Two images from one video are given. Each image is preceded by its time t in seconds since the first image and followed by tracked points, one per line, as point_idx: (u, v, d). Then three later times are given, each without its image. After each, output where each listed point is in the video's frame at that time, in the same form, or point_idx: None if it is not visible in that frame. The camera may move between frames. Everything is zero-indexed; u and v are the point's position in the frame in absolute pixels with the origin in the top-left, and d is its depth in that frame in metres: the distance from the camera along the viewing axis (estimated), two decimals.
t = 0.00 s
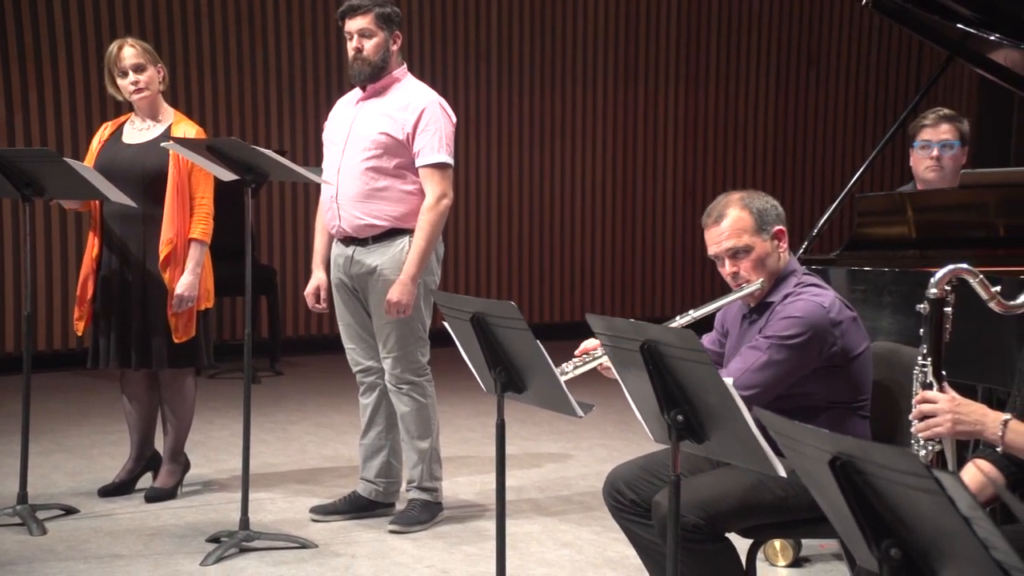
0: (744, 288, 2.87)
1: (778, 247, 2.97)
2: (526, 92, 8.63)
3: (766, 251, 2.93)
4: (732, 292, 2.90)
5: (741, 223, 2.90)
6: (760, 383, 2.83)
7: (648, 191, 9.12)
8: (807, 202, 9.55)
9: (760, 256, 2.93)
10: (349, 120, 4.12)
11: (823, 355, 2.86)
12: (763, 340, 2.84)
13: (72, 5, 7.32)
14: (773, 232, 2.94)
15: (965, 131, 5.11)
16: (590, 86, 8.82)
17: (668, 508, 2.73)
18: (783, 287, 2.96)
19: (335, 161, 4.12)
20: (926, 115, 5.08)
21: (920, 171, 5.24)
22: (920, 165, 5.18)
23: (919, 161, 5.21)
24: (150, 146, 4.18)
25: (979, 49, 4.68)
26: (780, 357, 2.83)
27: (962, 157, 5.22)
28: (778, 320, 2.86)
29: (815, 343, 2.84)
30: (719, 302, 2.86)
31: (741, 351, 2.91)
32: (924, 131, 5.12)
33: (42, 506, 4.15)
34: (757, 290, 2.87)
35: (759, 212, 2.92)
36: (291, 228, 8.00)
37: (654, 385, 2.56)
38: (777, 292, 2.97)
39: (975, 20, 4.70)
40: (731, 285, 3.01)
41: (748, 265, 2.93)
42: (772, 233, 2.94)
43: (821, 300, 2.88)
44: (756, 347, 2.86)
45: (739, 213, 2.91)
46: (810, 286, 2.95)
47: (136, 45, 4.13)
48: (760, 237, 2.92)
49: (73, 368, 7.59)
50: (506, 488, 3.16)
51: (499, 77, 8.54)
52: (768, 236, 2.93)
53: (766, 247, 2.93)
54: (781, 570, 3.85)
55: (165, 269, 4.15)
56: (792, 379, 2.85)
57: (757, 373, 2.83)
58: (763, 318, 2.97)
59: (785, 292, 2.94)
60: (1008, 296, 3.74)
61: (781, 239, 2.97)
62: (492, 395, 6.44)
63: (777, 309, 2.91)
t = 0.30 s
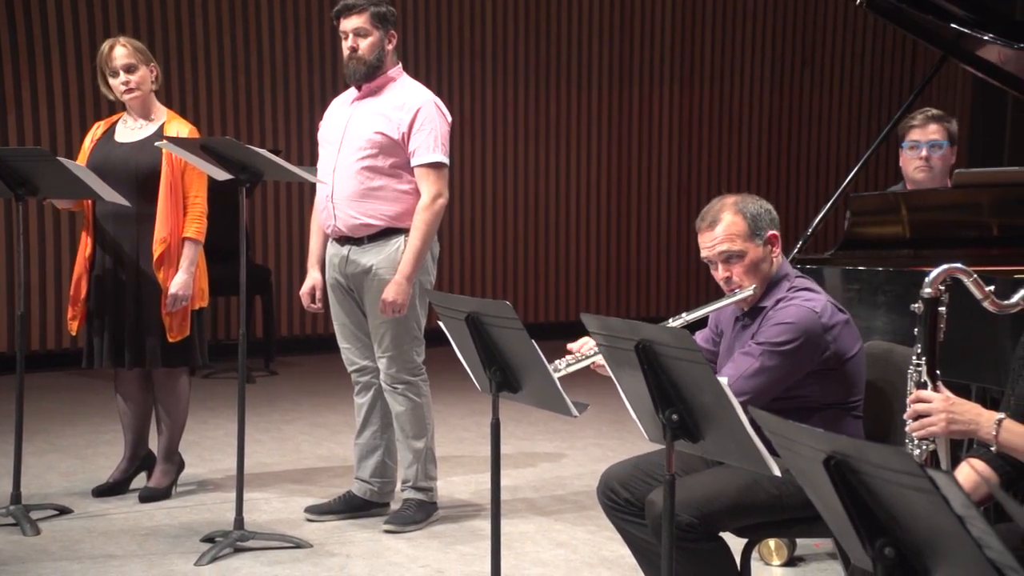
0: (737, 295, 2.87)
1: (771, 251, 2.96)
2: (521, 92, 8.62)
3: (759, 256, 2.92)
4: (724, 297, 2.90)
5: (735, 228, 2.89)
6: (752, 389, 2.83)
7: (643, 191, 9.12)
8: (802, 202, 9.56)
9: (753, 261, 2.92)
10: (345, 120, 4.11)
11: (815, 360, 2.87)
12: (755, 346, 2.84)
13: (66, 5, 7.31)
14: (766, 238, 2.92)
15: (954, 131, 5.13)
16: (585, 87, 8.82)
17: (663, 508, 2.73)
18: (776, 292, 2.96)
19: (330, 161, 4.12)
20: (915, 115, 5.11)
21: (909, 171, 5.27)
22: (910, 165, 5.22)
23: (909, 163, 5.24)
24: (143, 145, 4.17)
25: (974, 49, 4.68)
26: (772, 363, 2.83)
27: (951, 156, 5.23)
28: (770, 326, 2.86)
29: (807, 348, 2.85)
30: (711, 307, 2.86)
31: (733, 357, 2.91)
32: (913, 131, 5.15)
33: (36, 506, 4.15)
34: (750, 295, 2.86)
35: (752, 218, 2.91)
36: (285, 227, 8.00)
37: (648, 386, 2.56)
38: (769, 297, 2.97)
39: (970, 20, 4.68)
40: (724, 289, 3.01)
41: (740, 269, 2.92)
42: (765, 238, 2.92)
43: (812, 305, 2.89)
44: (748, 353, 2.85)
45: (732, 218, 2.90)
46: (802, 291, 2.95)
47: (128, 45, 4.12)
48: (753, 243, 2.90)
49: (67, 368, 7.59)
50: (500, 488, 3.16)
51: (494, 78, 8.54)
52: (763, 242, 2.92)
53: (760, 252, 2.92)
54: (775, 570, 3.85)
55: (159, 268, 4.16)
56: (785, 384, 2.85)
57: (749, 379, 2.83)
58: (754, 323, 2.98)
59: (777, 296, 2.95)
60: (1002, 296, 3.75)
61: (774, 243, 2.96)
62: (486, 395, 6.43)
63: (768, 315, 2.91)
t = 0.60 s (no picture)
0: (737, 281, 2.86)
1: (775, 243, 2.97)
2: (516, 92, 8.62)
3: (762, 245, 2.93)
4: (724, 283, 2.90)
5: (742, 216, 2.88)
6: (745, 376, 2.84)
7: (638, 190, 9.12)
8: (797, 202, 9.56)
9: (756, 250, 2.92)
10: (340, 119, 4.11)
11: (810, 353, 2.87)
12: (751, 334, 2.85)
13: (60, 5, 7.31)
14: (772, 228, 2.93)
15: (947, 131, 5.14)
16: (580, 86, 8.82)
17: (658, 507, 2.73)
18: (775, 283, 2.96)
19: (326, 160, 4.11)
20: (909, 114, 5.14)
21: (903, 172, 5.25)
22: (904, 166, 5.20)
23: (903, 162, 5.23)
24: (137, 144, 4.17)
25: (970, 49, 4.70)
26: (766, 352, 2.83)
27: (945, 156, 5.23)
28: (766, 315, 2.87)
29: (802, 340, 2.85)
30: (707, 294, 2.87)
31: (729, 344, 2.92)
32: (907, 131, 5.16)
33: (29, 506, 4.14)
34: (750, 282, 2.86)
35: (760, 206, 2.92)
36: (281, 227, 7.99)
37: (643, 383, 2.56)
38: (768, 287, 2.97)
39: (965, 19, 4.71)
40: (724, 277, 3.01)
41: (742, 257, 2.92)
42: (770, 229, 2.93)
43: (810, 297, 2.89)
44: (743, 340, 2.86)
45: (740, 205, 2.90)
46: (801, 284, 2.95)
47: (121, 44, 4.12)
48: (758, 231, 2.91)
49: (61, 368, 7.58)
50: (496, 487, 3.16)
51: (489, 77, 8.54)
52: (766, 232, 2.92)
53: (762, 242, 2.93)
54: (770, 569, 3.85)
55: (153, 267, 4.16)
56: (778, 374, 2.85)
57: (743, 366, 2.84)
58: (751, 313, 2.98)
59: (776, 287, 2.95)
60: (996, 295, 3.75)
61: (778, 235, 2.97)
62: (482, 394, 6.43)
63: (765, 305, 2.91)
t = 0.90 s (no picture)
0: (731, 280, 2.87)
1: (769, 244, 2.97)
2: (505, 92, 8.62)
3: (757, 245, 2.93)
4: (718, 283, 2.91)
5: (737, 216, 2.91)
6: (738, 378, 2.82)
7: (629, 190, 9.12)
8: (787, 200, 9.56)
9: (750, 250, 2.93)
10: (331, 117, 4.10)
11: (803, 355, 2.85)
12: (744, 336, 2.83)
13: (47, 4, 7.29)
14: (767, 229, 2.94)
15: (940, 131, 5.15)
16: (570, 86, 8.82)
17: (647, 506, 2.72)
18: (769, 284, 2.95)
19: (316, 159, 4.10)
20: (901, 114, 5.13)
21: (895, 171, 5.27)
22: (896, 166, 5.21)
23: (895, 161, 5.23)
24: (125, 143, 4.16)
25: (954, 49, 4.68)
26: (759, 354, 2.81)
27: (937, 154, 5.23)
28: (760, 317, 2.85)
29: (795, 342, 2.83)
30: (701, 295, 2.85)
31: (722, 346, 2.90)
32: (899, 130, 5.15)
33: (17, 507, 4.13)
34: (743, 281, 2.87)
35: (755, 207, 2.93)
36: (269, 227, 7.98)
37: (634, 385, 2.55)
38: (761, 288, 2.96)
39: (951, 19, 4.73)
40: (717, 276, 3.02)
41: (736, 257, 2.93)
42: (764, 230, 2.94)
43: (804, 300, 2.88)
44: (736, 342, 2.84)
45: (735, 205, 2.92)
46: (795, 286, 2.94)
47: (107, 44, 4.10)
48: (753, 231, 2.92)
49: (48, 368, 7.57)
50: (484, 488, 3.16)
51: (479, 76, 8.53)
52: (760, 232, 2.93)
53: (757, 242, 2.94)
54: (759, 567, 3.85)
55: (140, 267, 4.15)
56: (771, 376, 2.84)
57: (736, 368, 2.82)
58: (745, 314, 2.97)
59: (769, 289, 2.94)
60: (983, 294, 3.75)
61: (772, 236, 2.98)
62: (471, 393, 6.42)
63: (759, 307, 2.90)
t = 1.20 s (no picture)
0: (721, 274, 2.87)
1: (761, 240, 2.97)
2: (492, 91, 8.61)
3: (748, 241, 2.92)
4: (707, 278, 2.90)
5: (729, 211, 2.90)
6: (722, 372, 2.82)
7: (617, 189, 9.12)
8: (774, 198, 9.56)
9: (741, 245, 2.92)
10: (317, 116, 4.08)
11: (789, 353, 2.84)
12: (731, 330, 2.82)
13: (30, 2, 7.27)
14: (758, 225, 2.94)
15: (930, 130, 5.16)
16: (557, 85, 8.82)
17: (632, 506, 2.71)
18: (758, 281, 2.95)
19: (302, 157, 4.09)
20: (892, 113, 5.15)
21: (883, 170, 5.26)
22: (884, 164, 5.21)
23: (884, 160, 5.24)
24: (108, 143, 4.15)
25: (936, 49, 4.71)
26: (745, 349, 2.80)
27: (926, 155, 5.25)
28: (747, 314, 2.84)
29: (781, 339, 2.82)
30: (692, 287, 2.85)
31: (709, 341, 2.89)
32: (889, 129, 5.16)
33: None
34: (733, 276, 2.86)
35: (748, 203, 2.93)
36: (254, 226, 7.97)
37: (619, 383, 2.55)
38: (751, 285, 2.96)
39: (933, 20, 4.77)
40: (707, 270, 3.01)
41: (727, 252, 2.92)
42: (756, 226, 2.94)
43: (792, 297, 2.86)
44: (723, 336, 2.83)
45: (728, 200, 2.91)
46: (783, 284, 2.93)
47: (88, 43, 4.08)
48: (744, 227, 2.92)
49: (31, 368, 7.55)
50: (466, 487, 3.16)
51: (466, 76, 8.53)
52: (752, 229, 2.93)
53: (749, 237, 2.93)
54: (743, 566, 3.86)
55: (124, 266, 4.14)
56: (756, 372, 2.83)
57: (721, 363, 2.81)
58: (733, 310, 2.97)
59: (758, 287, 2.93)
60: (964, 293, 3.77)
61: (764, 233, 2.97)
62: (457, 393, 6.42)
63: (747, 303, 2.89)
